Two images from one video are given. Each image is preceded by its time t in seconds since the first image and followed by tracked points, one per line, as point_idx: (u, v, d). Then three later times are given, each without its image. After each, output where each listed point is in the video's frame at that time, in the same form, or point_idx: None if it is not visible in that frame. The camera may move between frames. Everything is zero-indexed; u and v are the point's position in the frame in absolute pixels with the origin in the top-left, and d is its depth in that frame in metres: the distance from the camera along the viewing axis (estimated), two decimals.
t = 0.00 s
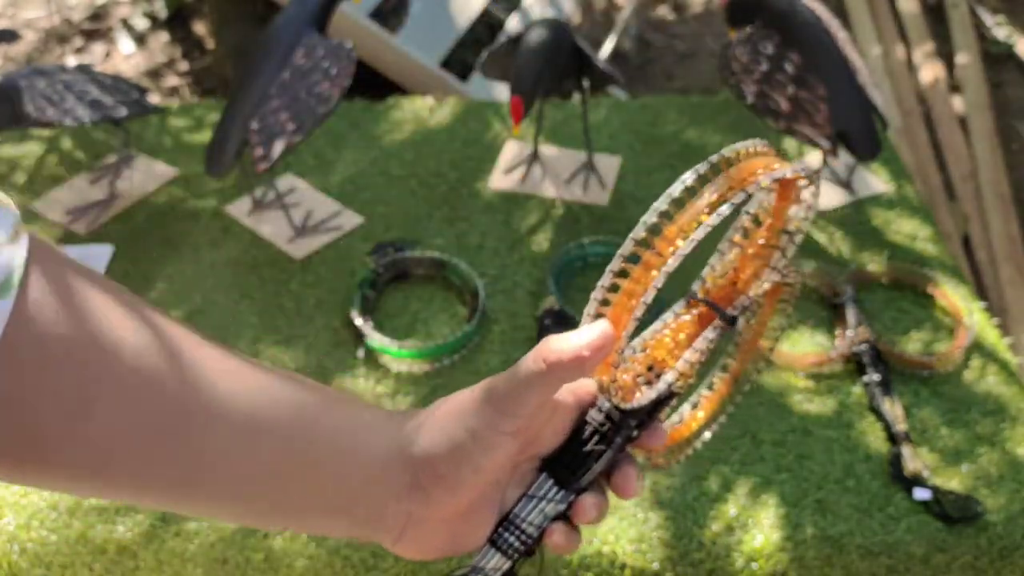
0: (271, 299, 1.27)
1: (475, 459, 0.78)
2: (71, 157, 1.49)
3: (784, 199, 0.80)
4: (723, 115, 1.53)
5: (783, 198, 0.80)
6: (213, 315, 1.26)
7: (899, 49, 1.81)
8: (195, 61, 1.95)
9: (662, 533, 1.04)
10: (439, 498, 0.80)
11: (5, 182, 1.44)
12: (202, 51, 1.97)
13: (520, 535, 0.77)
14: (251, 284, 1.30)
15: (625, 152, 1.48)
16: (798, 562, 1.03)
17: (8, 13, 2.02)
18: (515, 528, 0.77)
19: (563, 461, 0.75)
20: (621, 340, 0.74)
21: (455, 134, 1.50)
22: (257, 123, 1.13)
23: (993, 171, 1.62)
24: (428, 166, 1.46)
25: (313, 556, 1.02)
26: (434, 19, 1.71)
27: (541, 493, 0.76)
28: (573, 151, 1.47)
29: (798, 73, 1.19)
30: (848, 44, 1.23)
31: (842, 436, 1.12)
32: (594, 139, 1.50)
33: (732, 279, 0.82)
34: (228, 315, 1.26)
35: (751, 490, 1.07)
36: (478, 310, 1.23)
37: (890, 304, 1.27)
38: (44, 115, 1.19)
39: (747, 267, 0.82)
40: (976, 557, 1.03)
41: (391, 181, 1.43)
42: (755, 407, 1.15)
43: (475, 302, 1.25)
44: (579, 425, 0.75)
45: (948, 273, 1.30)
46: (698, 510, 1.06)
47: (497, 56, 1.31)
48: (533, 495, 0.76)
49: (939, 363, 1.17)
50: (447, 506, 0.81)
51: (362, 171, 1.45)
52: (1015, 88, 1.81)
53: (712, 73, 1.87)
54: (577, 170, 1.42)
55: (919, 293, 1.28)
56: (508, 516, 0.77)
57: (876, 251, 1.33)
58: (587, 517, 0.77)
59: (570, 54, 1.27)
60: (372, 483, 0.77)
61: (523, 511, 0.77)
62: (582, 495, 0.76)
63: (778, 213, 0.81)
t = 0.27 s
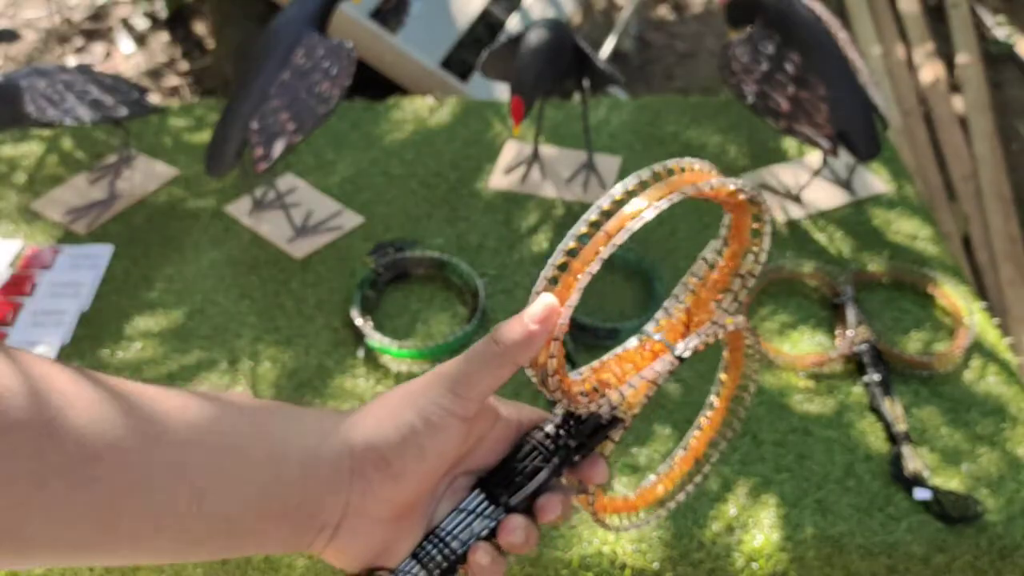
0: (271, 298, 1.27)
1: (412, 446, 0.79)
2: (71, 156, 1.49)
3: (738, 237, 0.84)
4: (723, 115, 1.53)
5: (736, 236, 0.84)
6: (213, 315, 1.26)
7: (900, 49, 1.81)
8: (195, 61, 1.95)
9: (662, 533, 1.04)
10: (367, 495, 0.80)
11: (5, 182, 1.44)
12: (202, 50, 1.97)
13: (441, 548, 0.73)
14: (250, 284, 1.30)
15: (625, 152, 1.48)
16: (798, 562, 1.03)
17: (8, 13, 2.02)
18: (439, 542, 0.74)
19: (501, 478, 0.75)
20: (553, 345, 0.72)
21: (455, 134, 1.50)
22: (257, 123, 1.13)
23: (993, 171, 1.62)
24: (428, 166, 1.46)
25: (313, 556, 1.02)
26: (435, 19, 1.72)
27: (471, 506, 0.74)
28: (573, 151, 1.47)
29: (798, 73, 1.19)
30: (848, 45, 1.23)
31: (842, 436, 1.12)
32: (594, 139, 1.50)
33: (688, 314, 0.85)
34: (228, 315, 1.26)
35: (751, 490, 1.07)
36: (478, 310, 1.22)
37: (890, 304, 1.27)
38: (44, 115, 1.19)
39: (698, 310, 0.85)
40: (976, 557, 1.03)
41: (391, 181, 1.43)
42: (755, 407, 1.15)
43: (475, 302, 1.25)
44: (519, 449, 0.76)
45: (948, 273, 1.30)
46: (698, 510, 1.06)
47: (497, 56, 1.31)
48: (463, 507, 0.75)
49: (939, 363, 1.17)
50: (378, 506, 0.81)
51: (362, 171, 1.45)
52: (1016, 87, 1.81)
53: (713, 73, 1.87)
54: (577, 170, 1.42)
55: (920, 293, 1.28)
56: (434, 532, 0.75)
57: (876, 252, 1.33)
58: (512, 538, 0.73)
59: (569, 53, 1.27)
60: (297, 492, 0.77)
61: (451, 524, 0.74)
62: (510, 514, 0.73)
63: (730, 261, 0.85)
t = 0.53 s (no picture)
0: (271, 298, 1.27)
1: (313, 442, 0.79)
2: (71, 156, 1.49)
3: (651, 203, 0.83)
4: (723, 115, 1.53)
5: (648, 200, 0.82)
6: (213, 315, 1.26)
7: (900, 49, 1.81)
8: (195, 61, 1.95)
9: (662, 533, 1.04)
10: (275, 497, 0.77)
11: (5, 182, 1.44)
12: (202, 51, 1.97)
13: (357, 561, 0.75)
14: (250, 284, 1.30)
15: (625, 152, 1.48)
16: (798, 563, 1.03)
17: (8, 13, 2.02)
18: (352, 556, 0.75)
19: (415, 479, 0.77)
20: (441, 316, 0.73)
21: (455, 134, 1.50)
22: (257, 123, 1.13)
23: (993, 171, 1.62)
24: (428, 166, 1.46)
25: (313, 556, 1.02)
26: (435, 19, 1.72)
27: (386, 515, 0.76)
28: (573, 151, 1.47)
29: (798, 73, 1.19)
30: (849, 45, 1.23)
31: (842, 436, 1.12)
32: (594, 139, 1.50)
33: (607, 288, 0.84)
34: (228, 315, 1.26)
35: (751, 490, 1.07)
36: (478, 310, 1.22)
37: (889, 304, 1.27)
38: (44, 115, 1.19)
39: (618, 284, 0.84)
40: (976, 557, 1.03)
41: (391, 181, 1.43)
42: (755, 407, 1.15)
43: (475, 302, 1.24)
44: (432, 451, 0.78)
45: (948, 273, 1.30)
46: (698, 510, 1.06)
47: (498, 56, 1.31)
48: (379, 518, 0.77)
49: (939, 363, 1.17)
50: (279, 510, 0.78)
51: (362, 171, 1.45)
52: (1016, 87, 1.81)
53: (713, 73, 1.87)
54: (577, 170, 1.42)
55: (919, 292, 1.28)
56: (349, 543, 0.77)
57: (876, 252, 1.33)
58: (429, 545, 0.75)
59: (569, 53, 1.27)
60: (205, 503, 0.73)
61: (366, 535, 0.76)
62: (426, 518, 0.75)
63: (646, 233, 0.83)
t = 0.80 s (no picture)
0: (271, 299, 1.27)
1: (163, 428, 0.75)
2: (72, 157, 1.49)
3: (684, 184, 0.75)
4: (723, 115, 1.53)
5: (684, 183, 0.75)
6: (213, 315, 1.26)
7: (900, 49, 1.81)
8: (195, 61, 1.95)
9: (662, 533, 1.04)
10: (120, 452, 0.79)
11: (5, 182, 1.44)
12: (202, 50, 1.97)
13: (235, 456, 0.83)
14: (250, 284, 1.30)
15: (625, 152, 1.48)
16: (798, 563, 1.03)
17: (8, 12, 2.02)
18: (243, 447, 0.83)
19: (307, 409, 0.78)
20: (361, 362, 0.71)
21: (455, 134, 1.50)
22: (257, 123, 1.13)
23: (994, 171, 1.62)
24: (428, 166, 1.46)
25: (313, 556, 1.02)
26: (434, 19, 1.72)
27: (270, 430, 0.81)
28: (573, 151, 1.47)
29: (798, 73, 1.19)
30: (849, 45, 1.23)
31: (842, 436, 1.12)
32: (594, 139, 1.50)
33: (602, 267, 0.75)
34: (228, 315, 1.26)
35: (751, 490, 1.07)
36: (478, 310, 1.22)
37: (889, 304, 1.27)
38: (44, 115, 1.19)
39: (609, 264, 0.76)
40: (976, 557, 1.03)
41: (391, 181, 1.43)
42: (755, 407, 1.15)
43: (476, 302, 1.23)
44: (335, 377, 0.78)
45: (948, 272, 1.30)
46: (698, 510, 1.06)
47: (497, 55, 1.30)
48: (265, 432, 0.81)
49: (939, 363, 1.17)
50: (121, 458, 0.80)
51: (362, 171, 1.45)
52: (1016, 87, 1.81)
53: (713, 73, 1.87)
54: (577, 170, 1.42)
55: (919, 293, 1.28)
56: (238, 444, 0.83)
57: (876, 251, 1.33)
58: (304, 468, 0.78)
59: (569, 53, 1.26)
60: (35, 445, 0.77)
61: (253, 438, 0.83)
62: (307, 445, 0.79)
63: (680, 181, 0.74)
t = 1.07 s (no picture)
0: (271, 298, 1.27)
1: None
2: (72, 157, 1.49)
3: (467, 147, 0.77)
4: (723, 115, 1.53)
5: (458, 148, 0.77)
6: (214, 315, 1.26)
7: (900, 49, 1.81)
8: (195, 61, 1.95)
9: (663, 533, 1.04)
10: None
11: (5, 182, 1.44)
12: (202, 50, 1.97)
13: (101, 522, 0.79)
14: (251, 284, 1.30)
15: (625, 152, 1.48)
16: (798, 563, 1.03)
17: (8, 13, 2.02)
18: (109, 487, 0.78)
19: (149, 432, 0.76)
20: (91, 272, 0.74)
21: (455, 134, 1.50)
22: (257, 123, 1.13)
23: (993, 171, 1.62)
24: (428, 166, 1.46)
25: (313, 556, 1.02)
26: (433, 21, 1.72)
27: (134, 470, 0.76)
28: (573, 151, 1.47)
29: (798, 73, 1.19)
30: (849, 45, 1.23)
31: (842, 436, 1.12)
32: (593, 139, 1.50)
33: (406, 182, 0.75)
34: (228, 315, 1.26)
35: (751, 490, 1.07)
36: (478, 310, 1.22)
37: (889, 304, 1.27)
38: (44, 115, 1.18)
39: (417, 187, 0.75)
40: (976, 557, 1.03)
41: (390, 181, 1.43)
42: (755, 408, 1.15)
43: (475, 301, 1.25)
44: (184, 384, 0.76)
45: (948, 272, 1.30)
46: (698, 510, 1.06)
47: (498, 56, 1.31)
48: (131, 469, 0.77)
49: (939, 363, 1.17)
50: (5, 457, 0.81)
51: (362, 172, 1.45)
52: (1015, 87, 1.81)
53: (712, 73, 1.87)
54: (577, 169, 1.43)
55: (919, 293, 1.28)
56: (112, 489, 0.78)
57: (876, 251, 1.33)
58: (165, 501, 0.75)
59: (570, 54, 1.27)
60: None
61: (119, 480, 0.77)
62: (161, 470, 0.75)
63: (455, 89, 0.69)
